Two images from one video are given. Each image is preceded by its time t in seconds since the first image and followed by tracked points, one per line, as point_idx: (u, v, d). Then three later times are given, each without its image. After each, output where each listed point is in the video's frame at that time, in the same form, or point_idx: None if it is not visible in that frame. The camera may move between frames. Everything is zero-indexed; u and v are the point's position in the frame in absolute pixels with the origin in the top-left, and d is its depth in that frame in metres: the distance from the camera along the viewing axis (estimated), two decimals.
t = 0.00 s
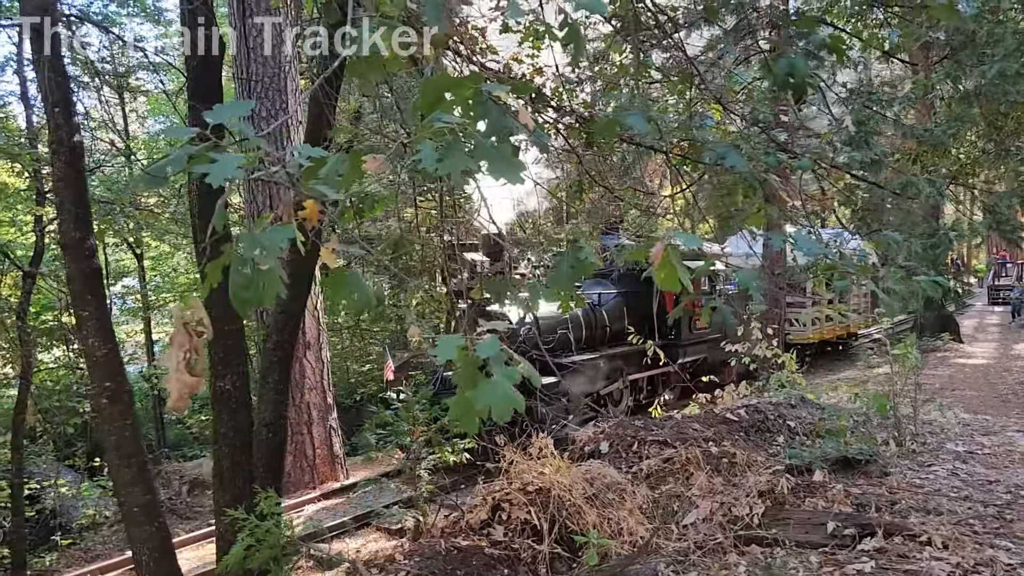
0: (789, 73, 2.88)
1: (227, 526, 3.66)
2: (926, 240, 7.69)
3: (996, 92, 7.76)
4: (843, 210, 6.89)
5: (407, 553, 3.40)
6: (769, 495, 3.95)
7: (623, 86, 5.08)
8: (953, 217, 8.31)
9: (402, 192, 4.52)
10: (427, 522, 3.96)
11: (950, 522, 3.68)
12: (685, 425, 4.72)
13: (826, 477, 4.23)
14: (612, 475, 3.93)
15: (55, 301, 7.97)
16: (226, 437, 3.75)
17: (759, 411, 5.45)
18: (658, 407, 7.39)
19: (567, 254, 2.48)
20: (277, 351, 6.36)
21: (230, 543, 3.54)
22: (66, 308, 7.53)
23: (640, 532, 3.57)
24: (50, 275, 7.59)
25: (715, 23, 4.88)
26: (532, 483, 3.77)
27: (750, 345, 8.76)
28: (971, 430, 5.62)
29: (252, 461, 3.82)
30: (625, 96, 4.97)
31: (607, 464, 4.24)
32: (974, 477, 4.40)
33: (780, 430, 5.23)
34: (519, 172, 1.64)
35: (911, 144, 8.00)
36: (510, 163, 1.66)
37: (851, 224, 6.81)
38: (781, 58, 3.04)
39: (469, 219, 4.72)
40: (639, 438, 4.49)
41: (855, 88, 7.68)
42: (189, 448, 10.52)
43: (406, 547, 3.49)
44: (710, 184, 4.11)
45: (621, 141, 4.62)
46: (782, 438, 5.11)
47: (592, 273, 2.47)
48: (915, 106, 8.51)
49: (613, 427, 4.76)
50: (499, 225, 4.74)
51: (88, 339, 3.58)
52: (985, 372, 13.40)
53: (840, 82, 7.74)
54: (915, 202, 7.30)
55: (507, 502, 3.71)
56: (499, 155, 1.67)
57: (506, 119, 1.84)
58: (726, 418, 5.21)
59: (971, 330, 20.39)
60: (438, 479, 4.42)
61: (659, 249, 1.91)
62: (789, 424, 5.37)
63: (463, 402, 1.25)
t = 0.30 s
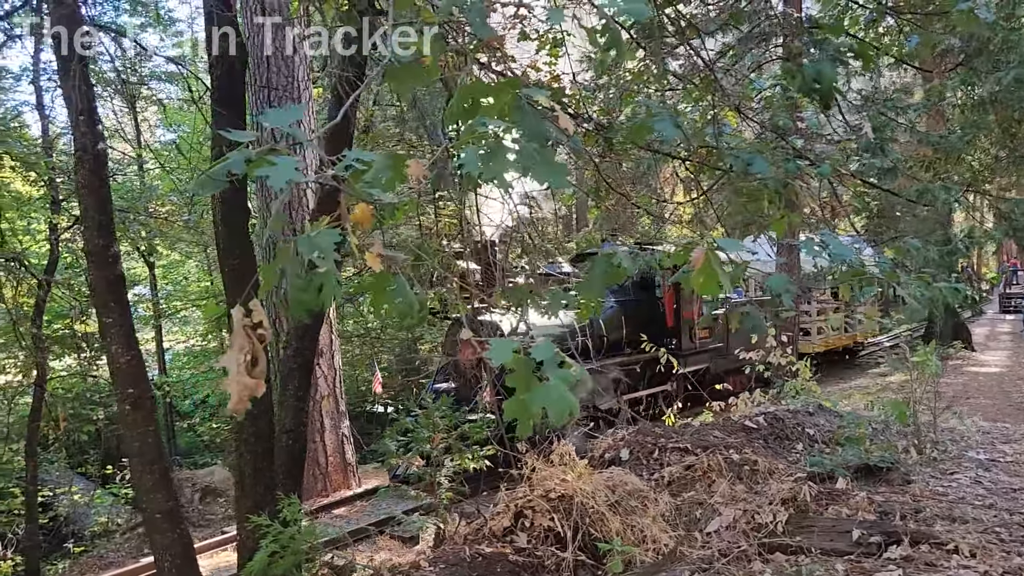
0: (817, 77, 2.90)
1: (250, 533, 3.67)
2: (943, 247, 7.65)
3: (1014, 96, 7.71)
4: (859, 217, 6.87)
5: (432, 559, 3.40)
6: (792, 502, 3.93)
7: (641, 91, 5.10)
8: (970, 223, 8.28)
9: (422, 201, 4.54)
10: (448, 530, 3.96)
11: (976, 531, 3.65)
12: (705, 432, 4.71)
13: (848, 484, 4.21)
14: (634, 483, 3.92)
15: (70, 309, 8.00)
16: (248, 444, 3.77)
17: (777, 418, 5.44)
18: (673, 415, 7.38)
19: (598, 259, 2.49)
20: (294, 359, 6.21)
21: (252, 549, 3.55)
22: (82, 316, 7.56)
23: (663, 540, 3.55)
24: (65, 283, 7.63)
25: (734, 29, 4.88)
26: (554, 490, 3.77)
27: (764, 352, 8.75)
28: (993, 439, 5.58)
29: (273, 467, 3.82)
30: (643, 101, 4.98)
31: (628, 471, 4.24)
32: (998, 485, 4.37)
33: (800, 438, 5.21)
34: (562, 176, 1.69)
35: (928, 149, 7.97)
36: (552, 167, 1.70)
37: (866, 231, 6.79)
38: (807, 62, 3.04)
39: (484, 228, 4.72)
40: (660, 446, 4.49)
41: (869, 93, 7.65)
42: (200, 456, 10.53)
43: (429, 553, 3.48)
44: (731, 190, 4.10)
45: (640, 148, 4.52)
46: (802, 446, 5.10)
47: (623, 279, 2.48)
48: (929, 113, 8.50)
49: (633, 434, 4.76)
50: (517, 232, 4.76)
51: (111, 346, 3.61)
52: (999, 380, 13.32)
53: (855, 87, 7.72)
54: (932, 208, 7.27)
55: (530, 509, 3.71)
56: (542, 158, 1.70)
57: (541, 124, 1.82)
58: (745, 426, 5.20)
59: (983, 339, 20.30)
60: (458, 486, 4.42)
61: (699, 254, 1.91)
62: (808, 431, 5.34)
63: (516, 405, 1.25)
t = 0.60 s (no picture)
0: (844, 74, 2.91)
1: (276, 528, 3.70)
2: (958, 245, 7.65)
3: None
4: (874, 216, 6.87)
5: (458, 555, 3.43)
6: (814, 499, 3.94)
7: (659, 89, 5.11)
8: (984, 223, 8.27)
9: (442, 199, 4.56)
10: (470, 526, 3.98)
11: (999, 527, 3.66)
12: (724, 430, 4.73)
13: (869, 481, 4.22)
14: (655, 479, 3.94)
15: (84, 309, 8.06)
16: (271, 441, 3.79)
17: (794, 416, 5.46)
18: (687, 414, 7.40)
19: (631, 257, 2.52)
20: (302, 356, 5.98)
21: (279, 545, 3.58)
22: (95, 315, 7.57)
23: (686, 536, 3.57)
24: (80, 283, 7.69)
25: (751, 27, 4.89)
26: (577, 486, 3.79)
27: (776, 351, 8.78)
28: (1010, 437, 5.59)
29: (296, 463, 3.84)
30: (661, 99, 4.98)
31: (649, 468, 4.26)
32: (1018, 482, 4.38)
33: (817, 435, 5.22)
34: (610, 170, 1.71)
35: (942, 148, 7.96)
36: (599, 162, 1.73)
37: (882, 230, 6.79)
38: (832, 60, 3.05)
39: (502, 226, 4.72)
40: (680, 443, 4.52)
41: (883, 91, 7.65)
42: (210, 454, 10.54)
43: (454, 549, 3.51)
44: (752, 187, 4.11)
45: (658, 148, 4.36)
46: (819, 443, 5.11)
47: (655, 275, 2.51)
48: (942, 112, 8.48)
49: (653, 431, 4.79)
50: (536, 230, 4.77)
51: (137, 343, 3.63)
52: (1009, 380, 13.30)
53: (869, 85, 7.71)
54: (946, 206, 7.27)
55: (553, 505, 3.73)
56: (591, 154, 1.73)
57: (582, 120, 1.85)
58: (763, 424, 5.21)
59: (991, 339, 20.26)
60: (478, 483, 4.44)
61: (742, 249, 1.92)
62: (825, 429, 5.35)
63: (573, 395, 1.27)
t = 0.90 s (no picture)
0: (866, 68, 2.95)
1: (304, 516, 3.77)
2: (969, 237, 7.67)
3: None
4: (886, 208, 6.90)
5: (486, 541, 3.52)
6: (833, 486, 4.00)
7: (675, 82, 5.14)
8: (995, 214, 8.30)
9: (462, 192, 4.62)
10: (494, 514, 4.05)
11: (1017, 513, 3.71)
12: (742, 420, 4.79)
13: (887, 469, 4.28)
14: (677, 467, 4.01)
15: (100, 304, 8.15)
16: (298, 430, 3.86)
17: (809, 406, 5.51)
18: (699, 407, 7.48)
19: (660, 248, 2.47)
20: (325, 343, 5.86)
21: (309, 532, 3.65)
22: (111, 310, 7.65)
23: (708, 522, 3.63)
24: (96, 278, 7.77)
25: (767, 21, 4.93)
26: (600, 474, 3.87)
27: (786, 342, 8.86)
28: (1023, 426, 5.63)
29: (323, 453, 3.91)
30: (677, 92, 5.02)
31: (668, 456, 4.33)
32: None
33: (832, 425, 5.28)
34: (656, 163, 1.66)
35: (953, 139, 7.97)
36: (648, 156, 1.68)
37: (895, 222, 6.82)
38: (855, 53, 3.10)
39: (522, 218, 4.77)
40: (699, 432, 4.60)
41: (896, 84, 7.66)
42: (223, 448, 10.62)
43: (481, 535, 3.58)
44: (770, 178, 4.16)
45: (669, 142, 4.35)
46: (835, 433, 5.17)
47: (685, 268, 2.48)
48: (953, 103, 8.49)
49: (671, 421, 4.86)
50: (555, 223, 4.83)
51: (167, 335, 3.70)
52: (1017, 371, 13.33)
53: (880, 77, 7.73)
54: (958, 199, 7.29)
55: (576, 492, 3.80)
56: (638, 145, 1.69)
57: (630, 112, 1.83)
58: (778, 414, 5.27)
59: (999, 330, 20.24)
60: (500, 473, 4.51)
61: (780, 237, 1.97)
62: (839, 419, 5.39)
63: (631, 376, 1.34)
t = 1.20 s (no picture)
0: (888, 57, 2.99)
1: (333, 499, 3.86)
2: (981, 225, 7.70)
3: None
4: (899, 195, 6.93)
5: (513, 522, 3.61)
6: (851, 469, 4.07)
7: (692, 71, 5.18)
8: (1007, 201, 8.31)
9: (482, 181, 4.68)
10: (517, 497, 4.14)
11: None
12: (758, 405, 4.86)
13: (904, 452, 4.35)
14: (698, 451, 4.08)
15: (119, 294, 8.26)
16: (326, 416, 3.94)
17: (824, 391, 5.58)
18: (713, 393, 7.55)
19: (690, 234, 2.45)
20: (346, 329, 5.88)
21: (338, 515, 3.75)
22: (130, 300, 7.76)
23: (729, 503, 3.71)
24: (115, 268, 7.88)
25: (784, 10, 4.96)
26: (622, 457, 3.95)
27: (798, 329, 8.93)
28: None
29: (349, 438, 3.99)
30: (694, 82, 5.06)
31: (688, 440, 4.41)
32: None
33: (847, 409, 5.35)
34: (693, 148, 1.73)
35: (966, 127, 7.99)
36: (684, 141, 1.75)
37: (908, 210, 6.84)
38: (877, 42, 3.14)
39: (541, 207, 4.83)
40: (717, 417, 4.67)
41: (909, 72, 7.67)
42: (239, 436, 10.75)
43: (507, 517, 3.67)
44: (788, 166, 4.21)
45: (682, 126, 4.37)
46: (850, 417, 5.24)
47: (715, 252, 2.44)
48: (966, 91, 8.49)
49: (689, 407, 4.93)
50: (574, 211, 4.88)
51: (197, 324, 3.78)
52: None
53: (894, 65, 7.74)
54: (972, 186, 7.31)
55: (599, 475, 3.89)
56: (675, 131, 1.75)
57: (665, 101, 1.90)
58: (794, 398, 5.33)
59: (1010, 317, 20.22)
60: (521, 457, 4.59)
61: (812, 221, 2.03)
62: (854, 404, 5.46)
63: (680, 353, 1.41)
